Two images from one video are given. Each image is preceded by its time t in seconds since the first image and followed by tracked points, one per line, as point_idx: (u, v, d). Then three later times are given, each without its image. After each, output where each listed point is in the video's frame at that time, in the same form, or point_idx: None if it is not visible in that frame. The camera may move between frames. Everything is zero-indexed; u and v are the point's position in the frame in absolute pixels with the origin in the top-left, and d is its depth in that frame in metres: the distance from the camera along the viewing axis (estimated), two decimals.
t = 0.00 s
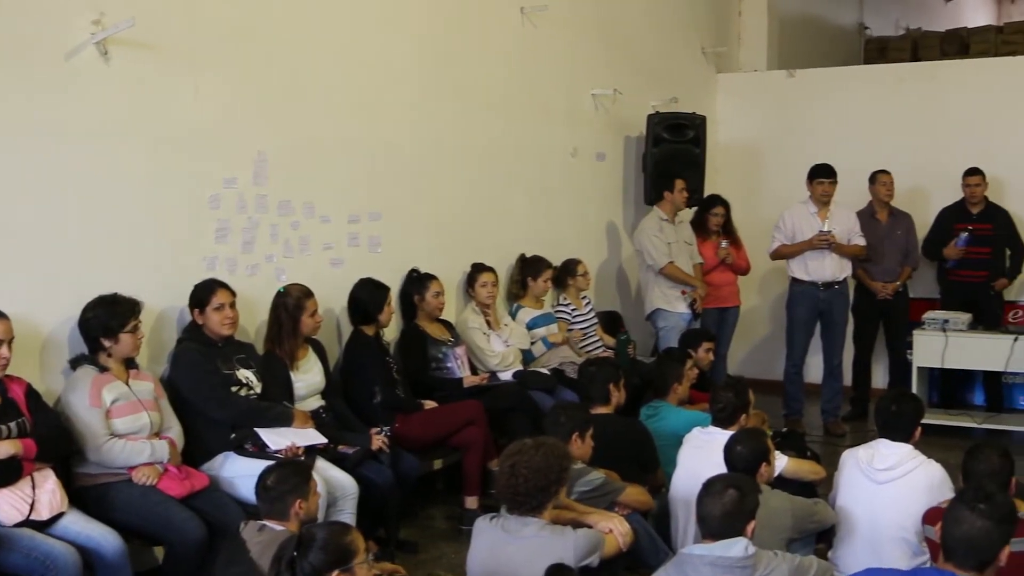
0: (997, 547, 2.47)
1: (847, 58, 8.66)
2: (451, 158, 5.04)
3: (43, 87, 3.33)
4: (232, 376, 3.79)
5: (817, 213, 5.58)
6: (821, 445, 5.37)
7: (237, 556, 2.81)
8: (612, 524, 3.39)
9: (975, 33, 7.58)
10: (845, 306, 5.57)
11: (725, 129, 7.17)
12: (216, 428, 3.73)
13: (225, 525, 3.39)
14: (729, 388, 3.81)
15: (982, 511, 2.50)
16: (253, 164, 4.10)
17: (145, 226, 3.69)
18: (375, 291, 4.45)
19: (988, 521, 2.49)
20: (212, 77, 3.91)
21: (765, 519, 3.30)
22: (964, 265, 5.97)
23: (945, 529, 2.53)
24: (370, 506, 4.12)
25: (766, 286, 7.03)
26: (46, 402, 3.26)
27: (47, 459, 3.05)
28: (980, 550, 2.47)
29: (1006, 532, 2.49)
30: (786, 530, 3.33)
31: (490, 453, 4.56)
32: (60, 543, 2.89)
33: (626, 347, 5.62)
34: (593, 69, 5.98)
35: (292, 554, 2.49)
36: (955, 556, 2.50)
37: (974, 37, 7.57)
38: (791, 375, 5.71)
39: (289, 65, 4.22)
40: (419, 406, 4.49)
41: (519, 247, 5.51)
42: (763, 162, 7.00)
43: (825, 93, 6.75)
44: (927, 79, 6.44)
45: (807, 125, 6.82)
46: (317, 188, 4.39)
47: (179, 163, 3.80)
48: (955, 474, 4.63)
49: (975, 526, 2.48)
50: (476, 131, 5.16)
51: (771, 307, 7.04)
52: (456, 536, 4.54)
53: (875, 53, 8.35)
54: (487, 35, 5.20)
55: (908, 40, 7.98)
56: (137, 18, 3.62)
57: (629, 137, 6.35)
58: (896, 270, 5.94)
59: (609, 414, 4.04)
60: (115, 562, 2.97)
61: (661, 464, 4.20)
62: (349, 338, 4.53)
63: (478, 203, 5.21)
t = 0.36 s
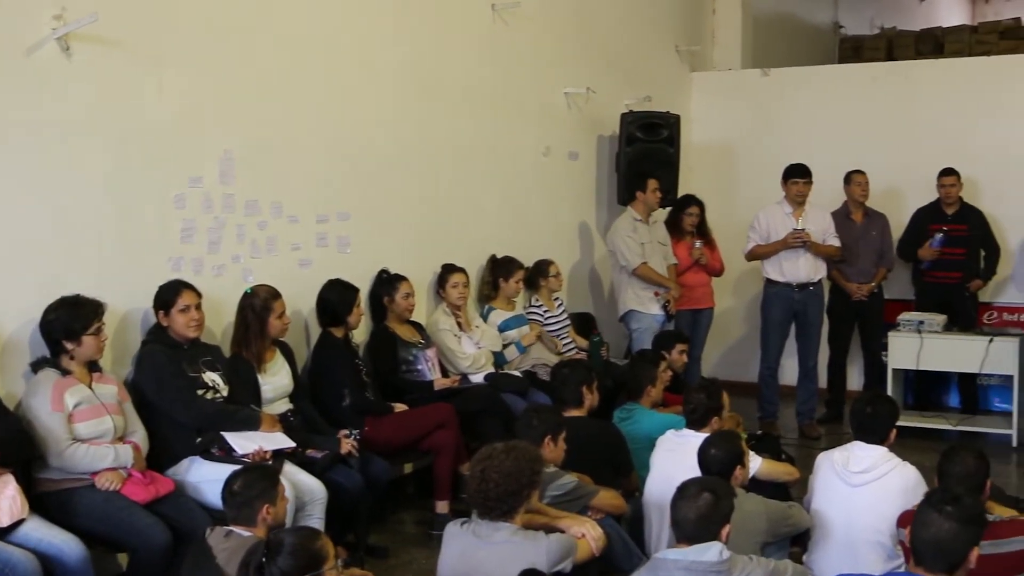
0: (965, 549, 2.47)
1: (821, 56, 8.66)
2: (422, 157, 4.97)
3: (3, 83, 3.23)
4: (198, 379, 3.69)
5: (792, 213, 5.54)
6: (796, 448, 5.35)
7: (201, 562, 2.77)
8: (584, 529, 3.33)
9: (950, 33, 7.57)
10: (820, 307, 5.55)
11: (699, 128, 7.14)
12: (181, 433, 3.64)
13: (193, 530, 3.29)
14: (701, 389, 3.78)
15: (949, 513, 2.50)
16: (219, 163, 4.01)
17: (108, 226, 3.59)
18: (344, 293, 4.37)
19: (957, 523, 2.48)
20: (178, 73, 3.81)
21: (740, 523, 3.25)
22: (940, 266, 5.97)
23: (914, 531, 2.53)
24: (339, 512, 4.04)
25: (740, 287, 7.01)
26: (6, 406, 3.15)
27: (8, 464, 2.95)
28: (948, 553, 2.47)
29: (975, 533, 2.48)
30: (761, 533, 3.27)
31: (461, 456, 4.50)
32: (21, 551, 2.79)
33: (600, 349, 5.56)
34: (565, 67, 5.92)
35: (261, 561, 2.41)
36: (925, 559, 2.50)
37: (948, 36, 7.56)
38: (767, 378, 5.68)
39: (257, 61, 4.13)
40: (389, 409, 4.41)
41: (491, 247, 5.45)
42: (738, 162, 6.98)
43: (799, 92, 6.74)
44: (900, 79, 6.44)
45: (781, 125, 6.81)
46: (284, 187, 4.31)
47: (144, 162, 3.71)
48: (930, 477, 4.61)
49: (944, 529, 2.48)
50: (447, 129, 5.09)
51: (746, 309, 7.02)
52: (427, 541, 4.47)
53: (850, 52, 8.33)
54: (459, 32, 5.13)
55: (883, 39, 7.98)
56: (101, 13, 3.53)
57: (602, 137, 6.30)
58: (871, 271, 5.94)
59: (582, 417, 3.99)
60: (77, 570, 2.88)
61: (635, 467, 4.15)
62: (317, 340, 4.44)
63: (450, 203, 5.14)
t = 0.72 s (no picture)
0: (936, 549, 2.55)
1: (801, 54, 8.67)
2: (397, 155, 4.90)
3: None
4: (168, 382, 3.60)
5: (772, 213, 5.51)
6: (775, 451, 5.32)
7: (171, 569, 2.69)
8: (561, 533, 3.27)
9: (930, 32, 7.57)
10: (800, 308, 5.53)
11: (677, 127, 7.11)
12: (151, 437, 3.55)
13: (162, 535, 3.21)
14: (673, 392, 3.77)
15: (917, 514, 2.59)
16: (189, 162, 3.92)
17: (75, 225, 3.49)
18: (317, 294, 4.29)
19: (924, 524, 2.57)
20: (148, 70, 3.73)
21: (719, 526, 3.19)
22: (919, 267, 5.97)
23: (885, 532, 2.63)
24: (312, 517, 3.96)
25: (719, 288, 6.99)
26: None
27: None
28: (918, 555, 2.56)
29: (943, 533, 2.56)
30: (740, 537, 3.23)
31: (436, 460, 4.43)
32: None
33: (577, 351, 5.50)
34: (542, 65, 5.87)
35: (234, 566, 2.34)
36: (897, 561, 2.59)
37: (928, 35, 7.56)
38: (746, 380, 5.64)
39: (229, 57, 4.05)
40: (364, 412, 4.34)
41: (468, 247, 5.38)
42: (716, 162, 6.95)
43: (777, 92, 6.73)
44: (878, 80, 6.43)
45: (759, 125, 6.79)
46: (256, 186, 4.22)
47: (113, 160, 3.62)
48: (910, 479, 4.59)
49: (911, 530, 2.57)
50: (422, 126, 5.02)
51: (725, 310, 6.99)
52: (403, 546, 4.39)
53: (830, 50, 8.36)
54: (434, 28, 5.07)
55: (863, 38, 7.98)
56: (68, 8, 3.44)
57: (579, 136, 6.25)
58: (851, 272, 5.92)
59: (559, 420, 3.93)
60: None
61: (613, 470, 4.09)
62: (290, 342, 4.36)
63: (425, 202, 5.08)
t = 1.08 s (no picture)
0: (915, 552, 2.55)
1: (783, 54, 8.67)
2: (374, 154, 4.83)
3: None
4: (140, 385, 3.52)
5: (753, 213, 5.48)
6: (757, 453, 5.30)
7: None
8: (539, 537, 3.22)
9: (911, 30, 7.61)
10: (781, 309, 5.50)
11: (657, 126, 7.08)
12: (122, 441, 3.46)
13: (133, 541, 3.12)
14: (652, 394, 3.73)
15: (894, 517, 2.59)
16: (162, 161, 3.84)
17: (43, 226, 3.40)
18: (291, 295, 4.21)
19: (902, 527, 2.57)
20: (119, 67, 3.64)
21: (701, 529, 3.15)
22: (901, 267, 5.96)
23: (864, 536, 2.64)
24: (288, 522, 3.89)
25: (700, 289, 6.97)
26: None
27: None
28: (894, 558, 2.57)
29: (921, 535, 2.56)
30: (720, 541, 3.18)
31: (414, 464, 4.36)
32: None
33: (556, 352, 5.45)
34: (520, 63, 5.81)
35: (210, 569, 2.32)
36: (876, 564, 2.60)
37: (910, 34, 7.60)
38: (726, 381, 5.61)
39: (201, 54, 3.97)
40: (340, 415, 4.27)
41: (446, 247, 5.32)
42: (697, 161, 6.93)
43: (757, 91, 6.71)
44: (857, 79, 6.43)
45: (739, 125, 6.78)
46: (230, 186, 4.15)
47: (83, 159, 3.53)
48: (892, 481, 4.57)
49: (889, 534, 2.57)
50: (399, 124, 4.96)
51: (705, 311, 6.96)
52: (380, 551, 4.32)
53: (812, 48, 8.39)
54: (411, 26, 5.00)
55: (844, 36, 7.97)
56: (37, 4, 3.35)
57: (558, 135, 6.20)
58: (833, 272, 5.91)
59: (538, 422, 3.88)
60: None
61: (592, 473, 4.05)
62: (264, 344, 4.28)
63: (402, 202, 5.01)
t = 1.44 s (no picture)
0: (889, 553, 2.55)
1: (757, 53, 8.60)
2: (344, 152, 4.76)
3: None
4: (105, 388, 3.42)
5: (729, 214, 5.46)
6: (732, 456, 5.27)
7: None
8: (512, 541, 3.17)
9: (888, 28, 7.59)
10: (757, 311, 5.47)
11: (632, 125, 7.05)
12: (85, 446, 3.36)
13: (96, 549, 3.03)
14: (626, 397, 3.68)
15: (867, 518, 2.58)
16: (127, 159, 3.75)
17: (4, 225, 3.31)
18: (260, 296, 4.13)
19: (876, 527, 2.56)
20: (83, 63, 3.55)
21: (676, 533, 3.10)
22: (877, 268, 5.95)
23: (836, 537, 2.63)
24: (256, 527, 3.80)
25: (675, 291, 6.93)
26: None
27: None
28: (868, 559, 2.55)
29: (895, 535, 2.56)
30: (695, 544, 3.14)
31: (384, 468, 4.29)
32: None
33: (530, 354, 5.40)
34: (493, 60, 5.75)
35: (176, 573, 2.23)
36: (850, 568, 2.58)
37: (887, 32, 7.57)
38: (702, 383, 5.58)
39: (168, 50, 3.88)
40: (309, 418, 4.19)
41: (418, 247, 5.25)
42: (672, 161, 6.90)
43: (731, 91, 6.69)
44: (831, 80, 6.42)
45: (713, 125, 6.75)
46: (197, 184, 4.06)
47: (46, 157, 3.44)
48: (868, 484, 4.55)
49: (862, 535, 2.57)
50: (369, 122, 4.89)
51: (680, 312, 6.94)
52: (350, 557, 4.25)
53: (787, 47, 8.39)
54: (382, 22, 4.93)
55: (821, 34, 7.98)
56: None
57: (532, 133, 6.15)
58: (808, 273, 5.90)
59: (511, 425, 3.82)
60: None
61: (565, 477, 3.99)
62: (232, 346, 4.19)
63: (373, 201, 4.94)
